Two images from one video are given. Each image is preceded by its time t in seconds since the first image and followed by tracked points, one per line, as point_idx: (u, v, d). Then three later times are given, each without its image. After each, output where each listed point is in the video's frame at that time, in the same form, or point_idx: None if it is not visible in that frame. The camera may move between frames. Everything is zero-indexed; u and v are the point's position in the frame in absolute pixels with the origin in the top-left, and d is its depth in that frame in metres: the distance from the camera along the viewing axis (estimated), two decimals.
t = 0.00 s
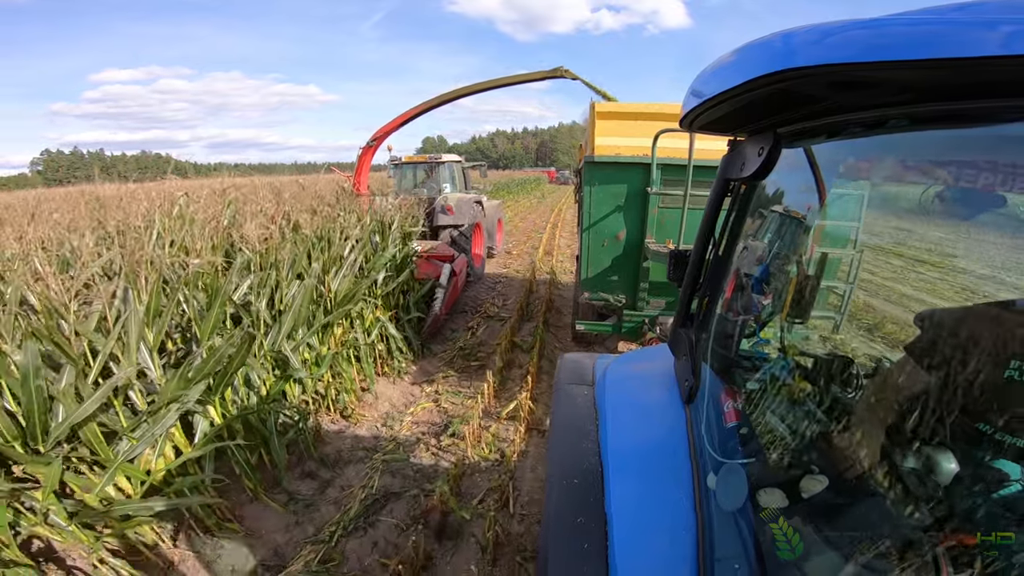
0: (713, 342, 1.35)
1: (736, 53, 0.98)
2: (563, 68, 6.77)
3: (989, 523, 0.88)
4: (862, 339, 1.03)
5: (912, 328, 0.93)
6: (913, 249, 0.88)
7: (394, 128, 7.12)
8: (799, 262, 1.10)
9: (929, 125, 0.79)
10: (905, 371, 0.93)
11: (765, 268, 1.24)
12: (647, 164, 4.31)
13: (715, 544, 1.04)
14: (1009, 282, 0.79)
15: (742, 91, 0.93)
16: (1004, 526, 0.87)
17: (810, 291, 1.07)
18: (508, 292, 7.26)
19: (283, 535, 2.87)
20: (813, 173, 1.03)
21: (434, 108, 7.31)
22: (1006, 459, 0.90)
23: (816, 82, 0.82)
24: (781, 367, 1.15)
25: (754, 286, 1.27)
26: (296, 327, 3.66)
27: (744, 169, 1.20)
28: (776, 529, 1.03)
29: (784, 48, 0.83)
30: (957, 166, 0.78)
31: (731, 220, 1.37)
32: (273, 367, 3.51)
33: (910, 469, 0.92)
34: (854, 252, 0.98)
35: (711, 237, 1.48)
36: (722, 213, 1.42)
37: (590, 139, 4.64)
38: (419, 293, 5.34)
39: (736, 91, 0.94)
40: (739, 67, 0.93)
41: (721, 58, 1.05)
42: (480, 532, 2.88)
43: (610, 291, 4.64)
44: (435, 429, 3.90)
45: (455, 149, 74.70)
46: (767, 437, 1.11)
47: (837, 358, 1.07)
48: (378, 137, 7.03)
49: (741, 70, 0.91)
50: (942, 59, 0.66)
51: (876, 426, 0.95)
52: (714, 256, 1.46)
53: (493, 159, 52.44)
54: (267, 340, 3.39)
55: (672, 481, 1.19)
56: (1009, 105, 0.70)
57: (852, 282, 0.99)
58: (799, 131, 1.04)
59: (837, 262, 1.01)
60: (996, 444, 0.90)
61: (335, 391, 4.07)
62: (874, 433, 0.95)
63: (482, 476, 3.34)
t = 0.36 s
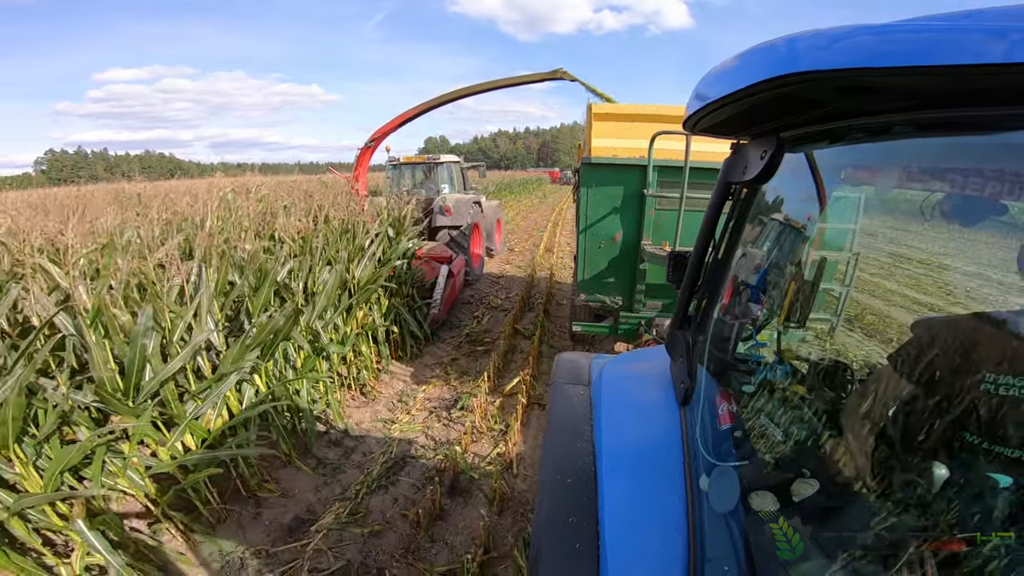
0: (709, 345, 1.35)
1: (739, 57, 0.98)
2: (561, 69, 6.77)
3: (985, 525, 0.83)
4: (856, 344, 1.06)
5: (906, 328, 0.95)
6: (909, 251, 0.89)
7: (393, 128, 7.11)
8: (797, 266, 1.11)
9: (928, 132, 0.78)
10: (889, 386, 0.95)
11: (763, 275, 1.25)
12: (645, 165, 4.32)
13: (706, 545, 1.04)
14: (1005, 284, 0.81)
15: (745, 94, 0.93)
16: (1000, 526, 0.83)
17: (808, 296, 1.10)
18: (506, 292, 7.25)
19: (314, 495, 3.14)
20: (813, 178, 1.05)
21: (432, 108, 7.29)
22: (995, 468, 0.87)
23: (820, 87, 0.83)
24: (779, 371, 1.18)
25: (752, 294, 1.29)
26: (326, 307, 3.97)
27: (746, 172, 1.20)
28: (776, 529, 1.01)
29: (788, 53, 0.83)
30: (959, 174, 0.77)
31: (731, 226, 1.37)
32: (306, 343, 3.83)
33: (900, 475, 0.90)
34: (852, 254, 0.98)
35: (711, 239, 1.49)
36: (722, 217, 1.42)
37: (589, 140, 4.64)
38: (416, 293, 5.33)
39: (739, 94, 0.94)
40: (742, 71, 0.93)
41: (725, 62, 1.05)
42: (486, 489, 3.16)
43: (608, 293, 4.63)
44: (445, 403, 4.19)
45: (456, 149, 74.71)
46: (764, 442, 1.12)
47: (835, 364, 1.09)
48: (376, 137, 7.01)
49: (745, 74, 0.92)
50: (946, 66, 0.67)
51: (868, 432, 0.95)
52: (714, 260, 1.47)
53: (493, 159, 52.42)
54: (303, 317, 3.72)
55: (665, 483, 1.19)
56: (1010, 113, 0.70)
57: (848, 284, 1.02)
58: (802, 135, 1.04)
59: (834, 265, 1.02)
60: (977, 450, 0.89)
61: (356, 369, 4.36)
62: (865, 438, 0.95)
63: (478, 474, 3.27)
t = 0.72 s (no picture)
0: (715, 342, 1.36)
1: (736, 55, 0.99)
2: (564, 70, 6.78)
3: (989, 521, 0.84)
4: (862, 340, 1.02)
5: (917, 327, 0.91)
6: (915, 250, 0.87)
7: (397, 128, 7.12)
8: (800, 262, 1.12)
9: (930, 126, 0.79)
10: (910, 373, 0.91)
11: (766, 271, 1.25)
12: (649, 165, 4.33)
13: (714, 543, 1.05)
14: (1006, 285, 0.77)
15: (743, 91, 0.94)
16: (1006, 525, 0.83)
17: (813, 292, 1.10)
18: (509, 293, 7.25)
19: (349, 462, 3.53)
20: (814, 176, 1.04)
21: (437, 109, 7.30)
22: (1009, 459, 0.85)
23: (818, 82, 0.83)
24: (783, 369, 1.17)
25: (756, 291, 1.29)
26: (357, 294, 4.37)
27: (748, 169, 1.21)
28: (776, 529, 1.02)
29: (785, 49, 0.84)
30: (960, 168, 0.77)
31: (732, 224, 1.38)
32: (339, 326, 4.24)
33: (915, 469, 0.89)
34: (855, 253, 0.98)
35: (713, 238, 1.49)
36: (723, 215, 1.43)
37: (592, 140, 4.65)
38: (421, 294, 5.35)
39: (737, 91, 0.95)
40: (740, 68, 0.94)
41: (724, 58, 1.05)
42: (500, 456, 3.53)
43: (611, 293, 4.64)
44: (460, 384, 4.59)
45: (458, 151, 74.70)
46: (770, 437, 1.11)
47: (836, 360, 1.08)
48: (381, 138, 6.98)
49: (742, 71, 0.92)
50: (945, 60, 0.67)
51: (879, 429, 0.94)
52: (715, 258, 1.48)
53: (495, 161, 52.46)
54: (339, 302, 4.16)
55: (672, 482, 1.19)
56: (1010, 106, 0.70)
57: (852, 283, 1.00)
58: (801, 131, 1.05)
59: (838, 264, 1.02)
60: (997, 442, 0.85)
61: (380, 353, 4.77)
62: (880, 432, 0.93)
63: (483, 478, 3.33)
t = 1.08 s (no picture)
0: (714, 344, 1.34)
1: (737, 56, 0.99)
2: (565, 71, 6.77)
3: (989, 522, 0.86)
4: (860, 343, 1.04)
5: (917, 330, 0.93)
6: (916, 250, 0.88)
7: (398, 128, 7.11)
8: (801, 264, 1.12)
9: (931, 128, 0.79)
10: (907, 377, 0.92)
11: (766, 273, 1.25)
12: (650, 167, 4.33)
13: (713, 544, 1.04)
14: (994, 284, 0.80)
15: (743, 93, 0.94)
16: (1003, 525, 0.86)
17: (813, 292, 1.09)
18: (509, 293, 7.24)
19: (372, 432, 3.85)
20: (815, 177, 1.04)
21: (437, 109, 7.29)
22: (1003, 462, 0.89)
23: (818, 84, 0.83)
24: (783, 371, 1.17)
25: (756, 293, 1.28)
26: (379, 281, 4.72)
27: (749, 170, 1.20)
28: (776, 529, 1.02)
29: (786, 50, 0.84)
30: (961, 170, 0.77)
31: (733, 225, 1.37)
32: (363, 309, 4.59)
33: (910, 471, 0.89)
34: (855, 255, 0.98)
35: (714, 239, 1.49)
36: (723, 216, 1.42)
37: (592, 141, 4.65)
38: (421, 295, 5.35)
39: (737, 93, 0.95)
40: (741, 70, 0.93)
41: (725, 60, 1.05)
42: (510, 428, 3.86)
43: (611, 294, 4.63)
44: (470, 367, 4.92)
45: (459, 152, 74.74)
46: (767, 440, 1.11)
47: (838, 360, 1.08)
48: (381, 138, 6.99)
49: (743, 72, 0.92)
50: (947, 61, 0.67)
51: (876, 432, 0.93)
52: (715, 259, 1.47)
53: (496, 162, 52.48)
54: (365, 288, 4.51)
55: (672, 484, 1.19)
56: (1012, 108, 0.70)
57: (852, 285, 1.00)
58: (802, 133, 1.05)
59: (838, 266, 1.02)
60: (992, 447, 0.89)
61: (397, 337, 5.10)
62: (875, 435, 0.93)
63: (482, 479, 3.31)
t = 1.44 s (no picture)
0: (714, 345, 1.35)
1: (738, 57, 0.99)
2: (564, 71, 6.77)
3: (988, 523, 0.85)
4: (866, 348, 1.04)
5: (915, 331, 0.95)
6: (906, 249, 0.89)
7: (397, 128, 7.10)
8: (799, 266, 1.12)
9: (931, 131, 0.78)
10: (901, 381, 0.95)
11: (766, 276, 1.25)
12: (647, 168, 4.33)
13: (711, 544, 1.04)
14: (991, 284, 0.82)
15: (745, 94, 0.94)
16: (1005, 525, 0.85)
17: (811, 298, 1.09)
18: (508, 295, 7.23)
19: (391, 409, 4.19)
20: (817, 180, 1.04)
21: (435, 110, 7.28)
22: (1002, 466, 0.87)
23: (820, 86, 0.83)
24: (782, 372, 1.17)
25: (755, 296, 1.29)
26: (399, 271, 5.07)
27: (750, 171, 1.20)
28: (776, 529, 1.01)
29: (788, 52, 0.84)
30: (960, 173, 0.77)
31: (732, 227, 1.37)
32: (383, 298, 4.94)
33: (910, 468, 0.91)
34: (854, 257, 0.98)
35: (714, 240, 1.49)
36: (723, 218, 1.42)
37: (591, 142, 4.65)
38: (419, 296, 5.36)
39: (739, 93, 0.95)
40: (742, 71, 0.93)
41: (727, 61, 1.05)
42: (509, 427, 3.88)
43: (610, 295, 4.64)
44: (478, 353, 5.23)
45: (458, 152, 74.66)
46: (765, 440, 1.11)
47: (838, 363, 1.09)
48: (376, 138, 7.00)
49: (744, 73, 0.92)
50: (950, 64, 0.67)
51: (875, 433, 0.94)
52: (716, 260, 1.47)
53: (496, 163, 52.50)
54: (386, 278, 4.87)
55: (671, 485, 1.19)
56: (1011, 111, 0.70)
57: (849, 286, 1.00)
58: (802, 135, 1.04)
59: (837, 267, 1.02)
60: (989, 450, 0.89)
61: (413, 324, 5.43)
62: (873, 433, 0.94)
63: (481, 480, 3.31)
